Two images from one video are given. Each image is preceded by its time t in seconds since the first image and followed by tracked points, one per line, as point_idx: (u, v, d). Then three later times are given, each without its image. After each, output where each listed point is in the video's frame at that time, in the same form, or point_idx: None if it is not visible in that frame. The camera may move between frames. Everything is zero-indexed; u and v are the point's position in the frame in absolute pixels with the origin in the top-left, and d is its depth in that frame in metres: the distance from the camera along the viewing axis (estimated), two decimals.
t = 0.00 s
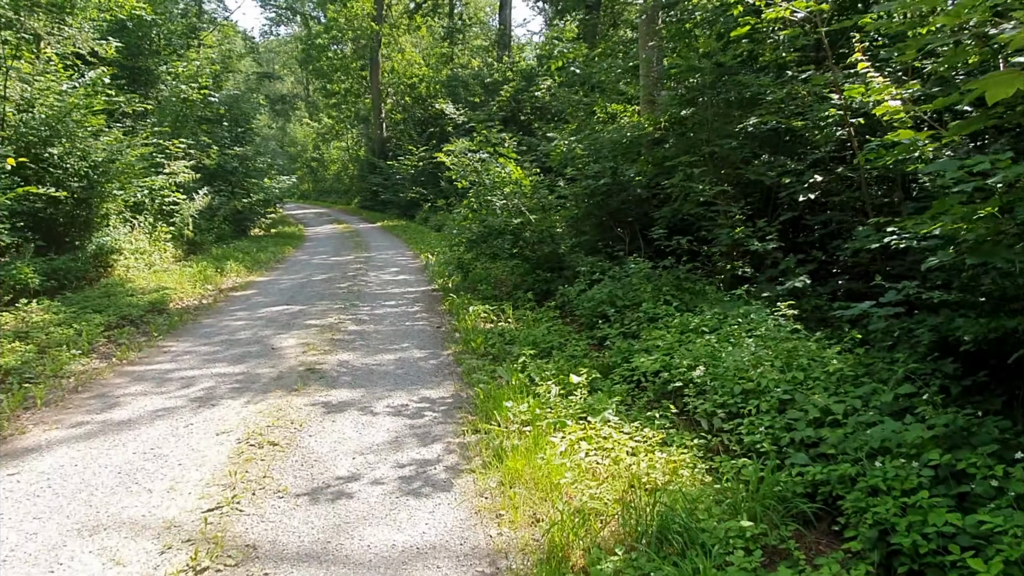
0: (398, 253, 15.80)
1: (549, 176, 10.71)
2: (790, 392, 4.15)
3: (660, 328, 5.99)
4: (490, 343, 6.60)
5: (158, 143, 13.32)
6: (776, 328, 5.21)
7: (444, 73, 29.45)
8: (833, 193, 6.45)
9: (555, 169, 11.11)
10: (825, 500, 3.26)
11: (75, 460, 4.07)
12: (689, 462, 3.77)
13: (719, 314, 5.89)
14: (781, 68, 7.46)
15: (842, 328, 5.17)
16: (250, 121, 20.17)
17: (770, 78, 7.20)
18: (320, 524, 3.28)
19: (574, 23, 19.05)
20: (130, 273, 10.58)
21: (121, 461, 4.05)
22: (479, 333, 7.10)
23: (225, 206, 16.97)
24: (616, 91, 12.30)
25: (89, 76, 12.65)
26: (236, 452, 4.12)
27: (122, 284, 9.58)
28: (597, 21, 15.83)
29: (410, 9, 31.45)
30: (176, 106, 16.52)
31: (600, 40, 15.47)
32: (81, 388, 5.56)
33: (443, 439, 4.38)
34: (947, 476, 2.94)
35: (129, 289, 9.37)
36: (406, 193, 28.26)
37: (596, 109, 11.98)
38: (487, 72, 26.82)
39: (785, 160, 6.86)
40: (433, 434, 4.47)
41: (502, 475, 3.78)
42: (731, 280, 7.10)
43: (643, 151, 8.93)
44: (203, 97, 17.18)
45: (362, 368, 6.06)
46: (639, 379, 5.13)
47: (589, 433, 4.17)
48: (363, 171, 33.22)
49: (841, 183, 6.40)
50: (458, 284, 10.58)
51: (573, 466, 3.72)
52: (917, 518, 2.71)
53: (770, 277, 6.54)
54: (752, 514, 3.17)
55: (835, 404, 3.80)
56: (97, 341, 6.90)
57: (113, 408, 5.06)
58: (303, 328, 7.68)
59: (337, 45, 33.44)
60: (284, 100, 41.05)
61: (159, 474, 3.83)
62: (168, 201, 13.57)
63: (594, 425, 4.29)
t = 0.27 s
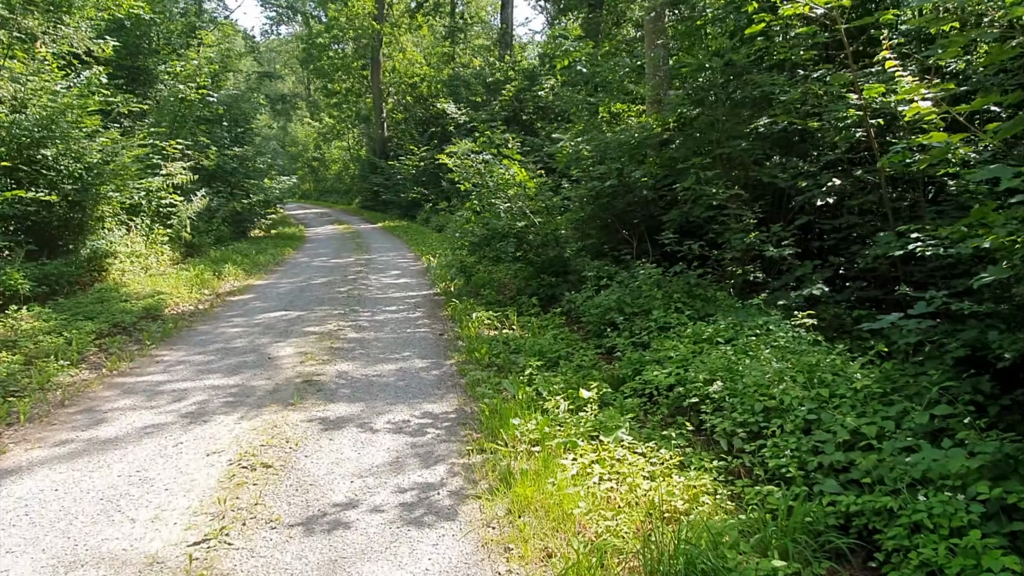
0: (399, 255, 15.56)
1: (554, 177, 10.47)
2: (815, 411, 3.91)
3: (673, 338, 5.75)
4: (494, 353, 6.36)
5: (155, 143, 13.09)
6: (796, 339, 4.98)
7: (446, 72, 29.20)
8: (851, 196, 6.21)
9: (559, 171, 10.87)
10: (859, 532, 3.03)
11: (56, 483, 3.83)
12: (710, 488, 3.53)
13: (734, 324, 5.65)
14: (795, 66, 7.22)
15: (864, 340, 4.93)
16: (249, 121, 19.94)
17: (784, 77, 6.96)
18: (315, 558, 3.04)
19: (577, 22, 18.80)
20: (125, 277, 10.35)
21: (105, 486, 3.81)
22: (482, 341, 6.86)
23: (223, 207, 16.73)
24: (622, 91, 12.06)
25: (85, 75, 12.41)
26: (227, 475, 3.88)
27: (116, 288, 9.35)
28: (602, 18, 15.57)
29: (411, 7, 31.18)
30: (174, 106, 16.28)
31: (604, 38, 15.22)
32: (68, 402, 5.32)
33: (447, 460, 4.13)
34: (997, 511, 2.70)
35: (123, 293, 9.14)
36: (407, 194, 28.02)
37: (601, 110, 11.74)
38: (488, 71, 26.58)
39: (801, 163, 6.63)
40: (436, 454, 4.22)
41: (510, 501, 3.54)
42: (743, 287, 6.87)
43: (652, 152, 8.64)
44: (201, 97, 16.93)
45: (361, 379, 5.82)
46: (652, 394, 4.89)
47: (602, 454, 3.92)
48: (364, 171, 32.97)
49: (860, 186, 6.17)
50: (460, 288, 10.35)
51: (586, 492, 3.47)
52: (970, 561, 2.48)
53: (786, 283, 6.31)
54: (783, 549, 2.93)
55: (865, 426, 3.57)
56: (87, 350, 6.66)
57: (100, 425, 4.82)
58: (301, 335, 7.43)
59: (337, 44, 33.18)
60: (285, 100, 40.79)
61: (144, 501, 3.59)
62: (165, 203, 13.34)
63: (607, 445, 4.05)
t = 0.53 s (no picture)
0: (400, 255, 15.30)
1: (558, 176, 10.21)
2: (845, 425, 3.65)
3: (686, 343, 5.48)
4: (498, 358, 6.10)
5: (150, 141, 12.83)
6: (818, 345, 4.71)
7: (447, 70, 28.94)
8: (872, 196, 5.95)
9: (564, 169, 10.61)
10: (900, 561, 2.77)
11: (29, 501, 3.56)
12: (735, 510, 3.26)
13: (750, 329, 5.40)
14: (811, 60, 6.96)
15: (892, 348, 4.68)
16: (248, 119, 19.66)
17: (801, 71, 6.70)
18: None
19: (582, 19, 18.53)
20: (118, 277, 10.09)
21: (80, 504, 3.54)
22: (486, 346, 6.59)
23: (221, 206, 16.46)
24: (628, 88, 11.79)
25: (78, 71, 12.14)
26: (212, 492, 3.61)
27: (108, 289, 9.08)
28: (607, 14, 15.31)
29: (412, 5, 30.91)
30: (171, 103, 16.02)
31: (609, 34, 14.95)
32: (50, 410, 5.06)
33: (449, 475, 3.86)
34: None
35: (115, 295, 8.88)
36: (408, 193, 27.76)
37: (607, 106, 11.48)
38: (490, 69, 26.32)
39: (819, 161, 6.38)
40: (436, 468, 3.95)
41: (517, 523, 3.26)
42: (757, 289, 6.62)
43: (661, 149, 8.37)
44: (199, 94, 16.68)
45: (358, 386, 5.55)
46: (666, 404, 4.63)
47: (616, 470, 3.65)
48: (365, 170, 32.72)
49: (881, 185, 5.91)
50: (462, 290, 10.07)
51: (600, 514, 3.21)
52: None
53: (803, 286, 6.05)
54: None
55: (902, 442, 3.31)
56: (74, 354, 6.39)
57: (81, 435, 4.55)
58: (296, 338, 7.16)
59: (338, 43, 32.93)
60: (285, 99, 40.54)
61: (121, 522, 3.32)
62: (161, 201, 13.08)
63: (621, 460, 3.78)
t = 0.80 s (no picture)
0: (403, 259, 15.03)
1: (566, 179, 9.93)
2: (886, 451, 3.36)
3: (705, 356, 5.20)
4: (506, 371, 5.82)
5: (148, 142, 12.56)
6: (849, 360, 4.43)
7: (451, 71, 28.68)
8: (900, 200, 5.67)
9: (571, 172, 10.34)
10: None
11: None
12: (771, 549, 2.97)
13: (772, 342, 5.11)
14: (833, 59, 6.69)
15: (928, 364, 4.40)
16: (249, 119, 19.39)
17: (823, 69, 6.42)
18: None
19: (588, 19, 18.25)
20: (113, 283, 9.81)
21: (54, 537, 3.25)
22: (493, 356, 6.30)
23: (221, 208, 16.18)
24: (636, 89, 11.51)
25: (74, 70, 11.89)
26: (199, 524, 3.33)
27: (102, 295, 8.81)
28: (614, 13, 15.04)
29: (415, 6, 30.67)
30: (170, 104, 15.76)
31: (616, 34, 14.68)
32: (32, 427, 4.77)
33: (455, 504, 3.57)
34: None
35: (108, 300, 8.60)
36: (411, 195, 27.50)
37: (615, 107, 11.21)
38: (494, 70, 26.06)
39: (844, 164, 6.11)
40: (442, 496, 3.66)
41: (531, 562, 2.97)
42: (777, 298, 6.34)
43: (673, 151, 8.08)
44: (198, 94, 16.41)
45: (359, 401, 5.26)
46: (686, 424, 4.35)
47: (637, 500, 3.36)
48: (367, 171, 32.46)
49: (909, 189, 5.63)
50: (467, 296, 9.78)
51: (623, 552, 2.91)
52: None
53: (826, 296, 5.77)
54: None
55: (953, 473, 3.03)
56: (61, 364, 6.11)
57: (62, 456, 4.26)
58: (295, 348, 6.87)
59: (341, 43, 32.68)
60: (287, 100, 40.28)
61: (97, 559, 3.03)
62: (159, 204, 12.81)
63: (642, 489, 3.49)
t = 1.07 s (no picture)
0: (407, 257, 14.77)
1: (574, 177, 9.67)
2: (929, 472, 3.10)
3: (725, 365, 4.93)
4: (514, 377, 5.56)
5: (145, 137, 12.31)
6: (880, 371, 4.17)
7: (455, 67, 28.41)
8: (928, 201, 5.40)
9: (579, 169, 10.07)
10: None
11: None
12: None
13: (796, 350, 4.85)
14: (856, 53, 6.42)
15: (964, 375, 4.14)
16: (251, 115, 19.14)
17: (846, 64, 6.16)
18: None
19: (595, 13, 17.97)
20: (108, 281, 9.57)
21: (27, 563, 2.99)
22: (500, 362, 6.03)
23: (221, 205, 15.93)
24: (646, 84, 11.24)
25: (71, 63, 11.64)
26: (184, 549, 3.07)
27: (96, 295, 8.56)
28: (622, 8, 14.76)
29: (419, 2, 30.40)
30: (171, 99, 15.51)
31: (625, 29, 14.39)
32: (15, 437, 4.51)
33: (462, 526, 3.31)
34: None
35: (102, 300, 8.35)
36: (414, 192, 27.24)
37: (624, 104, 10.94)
38: (499, 66, 25.78)
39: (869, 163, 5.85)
40: (448, 517, 3.40)
41: None
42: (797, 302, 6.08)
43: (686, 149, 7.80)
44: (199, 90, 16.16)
45: (359, 409, 4.99)
46: (709, 437, 4.09)
47: (661, 526, 3.10)
48: (370, 168, 32.19)
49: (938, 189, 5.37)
50: (472, 297, 9.52)
51: None
52: None
53: (850, 300, 5.51)
54: None
55: (1007, 499, 2.77)
56: (50, 368, 5.85)
57: (44, 468, 4.00)
58: (294, 351, 6.61)
59: (344, 39, 32.41)
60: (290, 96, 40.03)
61: None
62: (157, 201, 12.56)
63: (664, 512, 3.23)
